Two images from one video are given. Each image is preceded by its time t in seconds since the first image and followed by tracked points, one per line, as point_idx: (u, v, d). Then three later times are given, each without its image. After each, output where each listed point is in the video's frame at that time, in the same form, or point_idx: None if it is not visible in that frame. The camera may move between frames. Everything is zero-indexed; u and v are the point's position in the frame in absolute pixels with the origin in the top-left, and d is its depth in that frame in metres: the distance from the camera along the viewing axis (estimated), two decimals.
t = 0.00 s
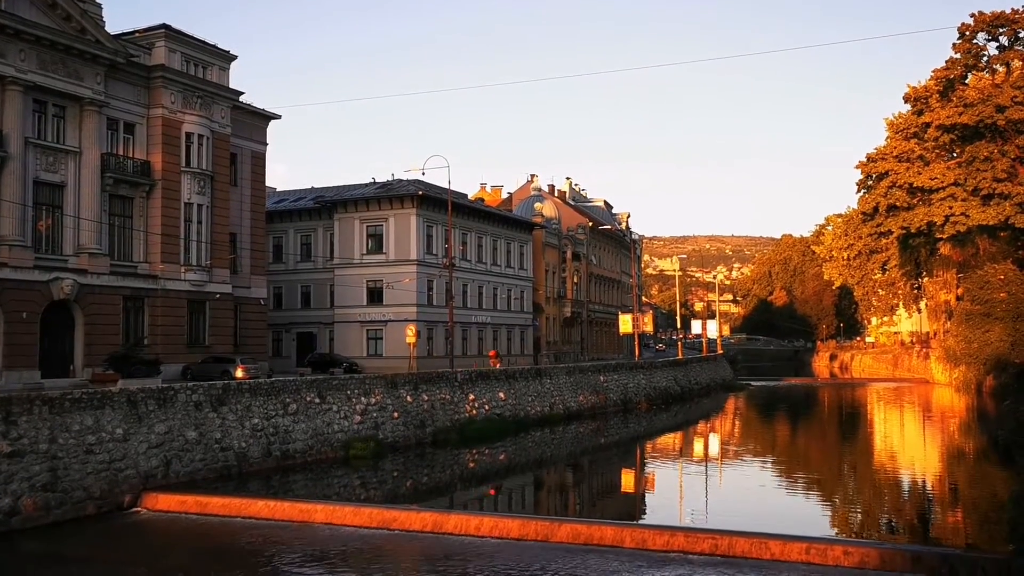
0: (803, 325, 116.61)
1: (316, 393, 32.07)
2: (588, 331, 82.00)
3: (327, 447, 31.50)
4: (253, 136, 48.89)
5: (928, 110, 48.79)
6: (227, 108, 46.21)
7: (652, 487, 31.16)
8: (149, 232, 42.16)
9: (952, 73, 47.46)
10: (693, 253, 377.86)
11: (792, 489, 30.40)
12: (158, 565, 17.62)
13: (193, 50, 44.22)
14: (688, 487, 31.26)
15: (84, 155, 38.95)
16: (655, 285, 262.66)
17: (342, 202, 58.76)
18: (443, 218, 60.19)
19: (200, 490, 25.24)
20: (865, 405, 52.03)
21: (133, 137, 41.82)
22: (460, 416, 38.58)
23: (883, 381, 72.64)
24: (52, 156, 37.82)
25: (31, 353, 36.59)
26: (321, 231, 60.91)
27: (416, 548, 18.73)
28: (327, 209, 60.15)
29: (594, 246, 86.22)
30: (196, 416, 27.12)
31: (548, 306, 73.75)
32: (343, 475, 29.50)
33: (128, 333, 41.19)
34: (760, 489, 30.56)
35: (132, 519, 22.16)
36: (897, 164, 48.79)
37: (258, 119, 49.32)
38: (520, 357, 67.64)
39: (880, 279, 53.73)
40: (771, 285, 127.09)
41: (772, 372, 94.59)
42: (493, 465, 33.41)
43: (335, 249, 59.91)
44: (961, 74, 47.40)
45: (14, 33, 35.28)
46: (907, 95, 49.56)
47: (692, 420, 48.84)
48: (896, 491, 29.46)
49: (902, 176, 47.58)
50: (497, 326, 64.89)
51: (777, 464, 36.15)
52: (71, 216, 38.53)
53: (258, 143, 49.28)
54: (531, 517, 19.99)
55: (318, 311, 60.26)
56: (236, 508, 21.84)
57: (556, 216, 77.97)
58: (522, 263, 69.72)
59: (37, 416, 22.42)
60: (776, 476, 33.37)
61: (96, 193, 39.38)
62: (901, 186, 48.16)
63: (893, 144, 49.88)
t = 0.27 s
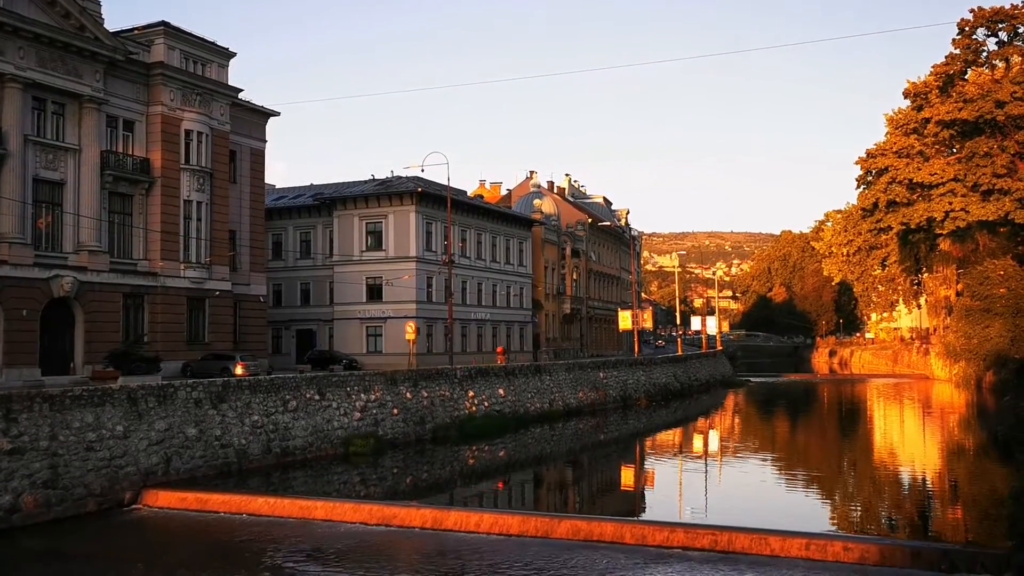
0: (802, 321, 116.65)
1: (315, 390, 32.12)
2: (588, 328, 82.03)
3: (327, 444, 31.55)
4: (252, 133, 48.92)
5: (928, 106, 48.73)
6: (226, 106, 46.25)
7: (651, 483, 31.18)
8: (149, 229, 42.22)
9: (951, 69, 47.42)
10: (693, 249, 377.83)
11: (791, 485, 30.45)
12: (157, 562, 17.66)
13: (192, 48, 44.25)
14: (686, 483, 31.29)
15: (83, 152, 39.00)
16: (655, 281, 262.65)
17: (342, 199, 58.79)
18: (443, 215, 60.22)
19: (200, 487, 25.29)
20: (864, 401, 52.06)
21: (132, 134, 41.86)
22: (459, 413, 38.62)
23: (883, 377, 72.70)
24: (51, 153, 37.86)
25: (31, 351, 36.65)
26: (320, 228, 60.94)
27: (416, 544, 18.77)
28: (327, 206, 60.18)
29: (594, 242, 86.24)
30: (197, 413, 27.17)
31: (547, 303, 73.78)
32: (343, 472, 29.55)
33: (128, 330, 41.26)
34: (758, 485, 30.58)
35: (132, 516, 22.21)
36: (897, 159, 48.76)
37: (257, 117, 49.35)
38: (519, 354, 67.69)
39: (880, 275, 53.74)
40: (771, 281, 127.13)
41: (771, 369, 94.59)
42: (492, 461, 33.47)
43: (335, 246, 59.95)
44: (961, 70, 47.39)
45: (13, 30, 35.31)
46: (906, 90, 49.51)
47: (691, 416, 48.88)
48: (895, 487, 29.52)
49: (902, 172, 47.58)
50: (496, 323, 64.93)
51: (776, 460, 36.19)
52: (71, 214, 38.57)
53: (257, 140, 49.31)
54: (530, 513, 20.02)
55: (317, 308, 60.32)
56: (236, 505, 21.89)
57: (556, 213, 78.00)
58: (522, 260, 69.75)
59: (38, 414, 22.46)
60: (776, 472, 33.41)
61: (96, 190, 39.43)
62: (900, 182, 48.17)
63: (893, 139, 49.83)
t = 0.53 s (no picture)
0: (811, 318, 116.35)
1: (323, 385, 32.22)
2: (596, 324, 81.98)
3: (336, 439, 31.64)
4: (260, 129, 49.01)
5: (938, 101, 48.46)
6: (235, 102, 46.36)
7: (659, 479, 31.20)
8: (159, 225, 42.36)
9: (962, 63, 47.17)
10: (702, 245, 377.14)
11: (799, 481, 30.44)
12: (167, 557, 17.74)
13: (200, 44, 44.35)
14: (695, 479, 31.30)
15: (93, 149, 39.13)
16: (662, 277, 262.33)
17: (350, 195, 58.87)
18: (451, 211, 60.25)
19: (210, 482, 25.39)
20: (873, 397, 51.93)
21: (142, 131, 41.98)
22: (467, 408, 38.65)
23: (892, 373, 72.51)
24: (61, 150, 38.01)
25: (42, 346, 36.86)
26: (328, 224, 61.06)
27: (424, 540, 18.81)
28: (335, 203, 60.28)
29: (602, 238, 86.16)
30: (206, 408, 27.28)
31: (555, 299, 73.77)
32: (352, 467, 29.64)
33: (138, 326, 41.45)
34: (767, 481, 30.55)
35: (142, 511, 22.31)
36: (907, 155, 48.55)
37: (265, 113, 49.44)
38: (527, 350, 67.71)
39: (889, 271, 53.56)
40: (779, 277, 126.83)
41: (780, 365, 94.35)
42: (499, 457, 33.53)
43: (343, 242, 60.06)
44: (971, 65, 47.16)
45: (23, 27, 35.44)
46: (916, 85, 49.29)
47: (699, 412, 48.83)
48: (904, 483, 29.47)
49: (912, 168, 47.41)
50: (504, 319, 64.97)
51: (785, 456, 36.17)
52: (81, 210, 38.69)
53: (266, 136, 49.41)
54: (538, 508, 20.03)
55: (326, 304, 60.44)
56: (246, 500, 21.97)
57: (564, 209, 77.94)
58: (530, 256, 69.75)
59: (49, 409, 22.56)
60: (784, 468, 33.37)
61: (105, 186, 39.57)
62: (910, 177, 48.00)
63: (903, 134, 49.59)
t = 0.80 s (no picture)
0: (828, 315, 115.79)
1: (339, 383, 32.34)
2: (611, 322, 81.87)
3: (351, 437, 31.74)
4: (276, 127, 49.20)
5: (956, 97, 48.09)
6: (250, 101, 46.56)
7: (675, 477, 31.15)
8: (175, 224, 42.59)
9: (980, 59, 46.80)
10: (717, 242, 375.94)
11: (815, 480, 30.35)
12: (185, 553, 17.85)
13: (216, 43, 44.57)
14: (711, 477, 31.24)
15: (110, 148, 39.38)
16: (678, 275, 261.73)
17: (365, 193, 59.02)
18: (466, 209, 60.31)
19: (227, 479, 25.52)
20: (891, 395, 51.63)
21: (158, 130, 42.23)
22: (482, 406, 38.68)
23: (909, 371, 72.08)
24: (79, 149, 38.28)
25: (60, 344, 37.16)
26: (344, 222, 61.23)
27: (440, 538, 18.85)
28: (350, 201, 60.43)
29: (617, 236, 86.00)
30: (222, 406, 27.44)
31: (570, 297, 73.69)
32: (367, 465, 29.74)
33: (155, 324, 41.72)
34: (783, 479, 30.45)
35: (160, 507, 22.46)
36: (925, 151, 48.21)
37: (281, 112, 49.62)
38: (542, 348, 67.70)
39: (907, 268, 53.25)
40: (795, 275, 126.27)
41: (796, 362, 93.93)
42: (514, 455, 33.56)
43: (358, 240, 60.22)
44: (989, 60, 46.80)
45: (41, 27, 35.70)
46: (934, 81, 48.92)
47: (715, 410, 48.68)
48: (921, 482, 29.33)
49: (930, 164, 47.10)
50: (519, 317, 64.99)
51: (802, 455, 36.05)
52: (99, 209, 38.95)
53: (281, 134, 49.59)
54: (554, 506, 20.03)
55: (341, 302, 60.62)
56: (262, 497, 22.07)
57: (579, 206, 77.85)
58: (545, 254, 69.73)
59: (67, 406, 22.75)
60: (801, 466, 33.27)
61: (123, 185, 39.82)
62: (928, 174, 47.71)
63: (921, 130, 49.23)
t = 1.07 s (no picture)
0: (841, 312, 115.31)
1: (351, 380, 32.42)
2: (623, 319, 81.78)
3: (364, 433, 31.81)
4: (288, 125, 49.31)
5: (970, 92, 47.77)
6: (263, 98, 46.67)
7: (687, 474, 31.11)
8: (188, 221, 42.76)
9: (995, 54, 46.47)
10: (729, 239, 374.90)
11: (828, 477, 30.26)
12: (199, 549, 17.92)
13: (229, 41, 44.69)
14: (723, 474, 31.19)
15: (123, 145, 39.56)
16: (689, 272, 261.13)
17: (377, 190, 59.10)
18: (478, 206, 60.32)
19: (240, 476, 25.61)
20: (904, 392, 51.38)
21: (171, 127, 42.39)
22: (494, 403, 38.68)
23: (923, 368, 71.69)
24: (93, 146, 38.47)
25: (75, 341, 37.37)
26: (355, 219, 61.33)
27: (452, 534, 18.87)
28: (362, 198, 60.51)
29: (629, 232, 85.81)
30: (235, 402, 27.54)
31: (582, 294, 73.60)
32: (380, 461, 29.80)
33: (168, 321, 41.91)
34: (796, 477, 30.36)
35: (173, 503, 22.57)
36: (939, 147, 47.92)
37: (293, 109, 49.72)
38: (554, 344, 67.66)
39: (921, 265, 52.97)
40: (808, 271, 125.77)
41: (808, 360, 93.59)
42: (527, 452, 33.58)
43: (370, 237, 60.31)
44: (1004, 55, 46.47)
45: (55, 25, 35.88)
46: (948, 76, 48.60)
47: (727, 407, 48.54)
48: (935, 479, 29.19)
49: (944, 160, 46.84)
50: (531, 313, 64.96)
51: (814, 452, 35.95)
52: (113, 207, 39.14)
53: (293, 132, 49.68)
54: (567, 503, 20.02)
55: (353, 299, 60.73)
56: (275, 494, 22.13)
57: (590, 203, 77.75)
58: (556, 251, 69.69)
59: (81, 403, 22.89)
60: (814, 464, 33.16)
61: (136, 183, 40.00)
62: (943, 170, 47.44)
63: (935, 126, 48.94)
